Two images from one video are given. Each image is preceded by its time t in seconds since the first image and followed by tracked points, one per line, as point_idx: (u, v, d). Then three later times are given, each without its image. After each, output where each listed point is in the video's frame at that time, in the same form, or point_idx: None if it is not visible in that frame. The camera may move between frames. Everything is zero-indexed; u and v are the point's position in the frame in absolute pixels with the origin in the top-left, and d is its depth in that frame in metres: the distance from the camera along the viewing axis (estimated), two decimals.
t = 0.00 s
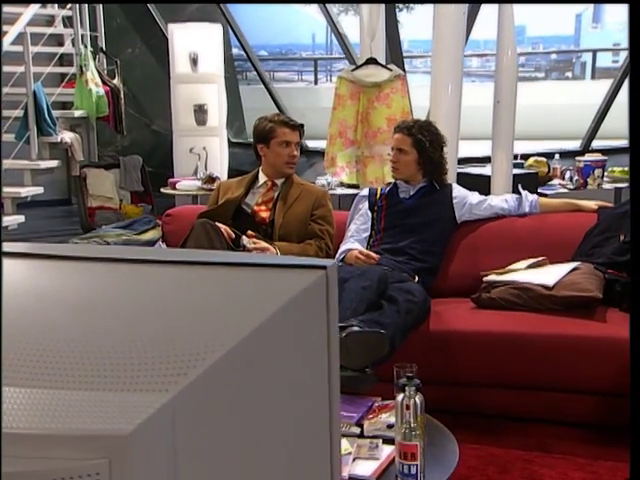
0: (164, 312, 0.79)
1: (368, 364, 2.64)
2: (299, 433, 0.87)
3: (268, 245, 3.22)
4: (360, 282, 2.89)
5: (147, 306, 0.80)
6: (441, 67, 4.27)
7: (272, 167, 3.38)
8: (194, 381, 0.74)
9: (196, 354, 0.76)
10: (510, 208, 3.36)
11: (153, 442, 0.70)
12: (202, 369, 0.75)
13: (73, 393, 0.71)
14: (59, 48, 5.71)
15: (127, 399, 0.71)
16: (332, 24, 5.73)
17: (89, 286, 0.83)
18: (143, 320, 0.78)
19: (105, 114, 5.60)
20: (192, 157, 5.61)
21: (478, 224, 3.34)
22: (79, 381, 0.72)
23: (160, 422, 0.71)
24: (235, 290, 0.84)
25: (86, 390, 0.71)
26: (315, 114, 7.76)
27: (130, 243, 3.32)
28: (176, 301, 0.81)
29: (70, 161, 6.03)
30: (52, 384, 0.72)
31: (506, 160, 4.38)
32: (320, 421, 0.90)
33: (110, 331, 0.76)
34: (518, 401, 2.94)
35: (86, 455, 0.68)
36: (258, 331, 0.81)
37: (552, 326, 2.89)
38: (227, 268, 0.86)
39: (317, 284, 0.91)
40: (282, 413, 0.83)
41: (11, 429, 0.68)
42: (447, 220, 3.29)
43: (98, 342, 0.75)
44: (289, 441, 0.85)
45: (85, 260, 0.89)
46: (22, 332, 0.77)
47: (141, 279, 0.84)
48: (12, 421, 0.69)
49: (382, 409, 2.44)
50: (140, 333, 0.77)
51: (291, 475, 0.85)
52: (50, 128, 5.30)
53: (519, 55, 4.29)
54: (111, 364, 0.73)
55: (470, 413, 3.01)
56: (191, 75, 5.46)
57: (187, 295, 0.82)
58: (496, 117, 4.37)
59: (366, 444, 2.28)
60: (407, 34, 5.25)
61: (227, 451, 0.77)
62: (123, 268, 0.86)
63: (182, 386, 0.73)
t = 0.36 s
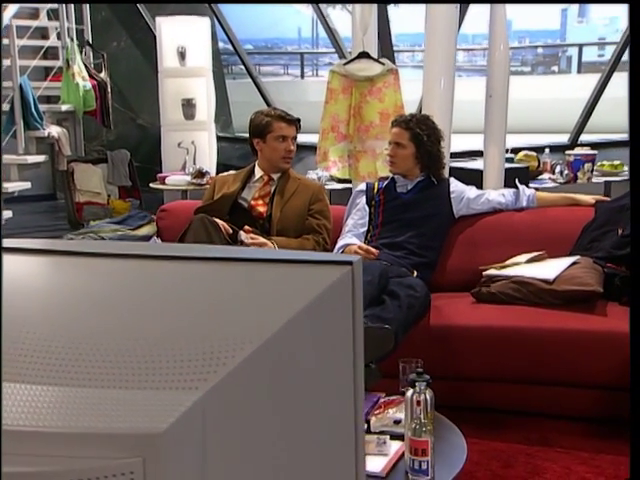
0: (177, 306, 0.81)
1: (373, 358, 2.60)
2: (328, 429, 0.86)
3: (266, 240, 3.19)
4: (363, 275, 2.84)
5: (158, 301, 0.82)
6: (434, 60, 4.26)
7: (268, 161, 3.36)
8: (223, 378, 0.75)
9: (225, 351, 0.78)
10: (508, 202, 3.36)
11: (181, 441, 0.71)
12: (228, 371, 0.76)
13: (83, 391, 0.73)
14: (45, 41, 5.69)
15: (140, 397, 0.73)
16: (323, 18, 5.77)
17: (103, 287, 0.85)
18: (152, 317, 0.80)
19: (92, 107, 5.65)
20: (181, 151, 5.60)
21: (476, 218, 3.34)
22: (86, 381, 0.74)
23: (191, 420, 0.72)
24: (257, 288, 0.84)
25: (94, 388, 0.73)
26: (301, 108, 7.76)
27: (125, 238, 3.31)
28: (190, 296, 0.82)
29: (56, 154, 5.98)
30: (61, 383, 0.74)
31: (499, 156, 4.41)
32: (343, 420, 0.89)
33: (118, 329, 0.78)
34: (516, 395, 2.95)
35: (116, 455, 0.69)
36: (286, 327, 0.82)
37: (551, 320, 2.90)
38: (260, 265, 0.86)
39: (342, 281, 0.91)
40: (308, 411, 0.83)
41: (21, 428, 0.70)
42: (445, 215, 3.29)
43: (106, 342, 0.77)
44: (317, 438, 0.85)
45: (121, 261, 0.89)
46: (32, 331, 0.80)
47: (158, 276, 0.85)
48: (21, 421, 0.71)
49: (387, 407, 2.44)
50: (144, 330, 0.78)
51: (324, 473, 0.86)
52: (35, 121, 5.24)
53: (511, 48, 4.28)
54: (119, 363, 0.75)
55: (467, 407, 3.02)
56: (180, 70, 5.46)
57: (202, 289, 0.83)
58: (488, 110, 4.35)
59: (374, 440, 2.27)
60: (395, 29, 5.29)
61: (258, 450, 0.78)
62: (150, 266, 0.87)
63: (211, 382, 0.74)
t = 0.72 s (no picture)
0: (189, 306, 0.80)
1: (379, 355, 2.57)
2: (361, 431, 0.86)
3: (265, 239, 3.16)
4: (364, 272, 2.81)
5: (172, 302, 0.81)
6: (428, 57, 4.26)
7: (266, 159, 3.33)
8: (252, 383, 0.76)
9: (256, 356, 0.78)
10: (506, 199, 3.37)
11: (212, 446, 0.72)
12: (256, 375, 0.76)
13: (96, 393, 0.73)
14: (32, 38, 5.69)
15: (150, 401, 0.73)
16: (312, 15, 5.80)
17: (119, 287, 0.84)
18: (162, 317, 0.79)
19: (80, 105, 5.70)
20: (170, 148, 5.60)
21: (474, 217, 3.34)
22: (99, 384, 0.74)
23: (222, 426, 0.72)
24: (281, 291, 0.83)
25: (105, 391, 0.73)
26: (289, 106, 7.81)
27: (122, 237, 3.28)
28: (207, 297, 0.81)
29: (43, 152, 5.96)
30: (73, 385, 0.74)
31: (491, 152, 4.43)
32: (376, 422, 0.88)
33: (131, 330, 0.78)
34: (516, 394, 2.95)
35: (151, 462, 0.70)
36: (315, 329, 0.82)
37: (552, 318, 2.90)
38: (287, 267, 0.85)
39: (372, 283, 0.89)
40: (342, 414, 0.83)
41: (38, 432, 0.71)
42: (444, 213, 3.28)
43: (115, 342, 0.77)
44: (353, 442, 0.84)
45: (145, 262, 0.88)
46: (38, 331, 0.80)
47: (176, 279, 0.84)
48: (36, 426, 0.71)
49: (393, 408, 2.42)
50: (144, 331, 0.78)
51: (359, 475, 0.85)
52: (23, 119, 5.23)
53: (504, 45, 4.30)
54: (126, 365, 0.75)
55: (468, 406, 3.01)
56: (169, 67, 5.46)
57: (220, 290, 0.82)
58: (481, 108, 4.36)
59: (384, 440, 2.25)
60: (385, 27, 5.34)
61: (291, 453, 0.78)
62: (174, 266, 0.86)
63: (241, 387, 0.75)
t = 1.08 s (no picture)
0: (207, 308, 0.79)
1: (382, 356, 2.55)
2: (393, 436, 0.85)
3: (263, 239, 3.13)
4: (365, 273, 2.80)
5: (181, 305, 0.79)
6: (421, 54, 4.24)
7: (263, 159, 3.31)
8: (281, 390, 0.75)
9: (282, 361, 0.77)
10: (504, 199, 3.37)
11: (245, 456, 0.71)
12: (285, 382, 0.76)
13: (105, 399, 0.72)
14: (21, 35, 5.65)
15: (162, 408, 0.72)
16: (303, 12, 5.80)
17: (132, 289, 0.82)
18: (174, 319, 0.78)
19: (68, 102, 5.73)
20: (160, 145, 5.61)
21: (472, 216, 3.34)
22: (109, 389, 0.73)
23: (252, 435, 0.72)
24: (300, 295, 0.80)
25: (116, 398, 0.73)
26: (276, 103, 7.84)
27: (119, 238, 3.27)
28: (218, 298, 0.80)
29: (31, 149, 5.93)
30: (84, 391, 0.73)
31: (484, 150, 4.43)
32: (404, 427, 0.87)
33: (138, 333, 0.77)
34: (516, 393, 2.95)
35: (186, 470, 0.70)
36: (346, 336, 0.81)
37: (553, 317, 2.90)
38: (307, 272, 0.82)
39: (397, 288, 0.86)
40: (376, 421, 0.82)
41: (48, 440, 0.70)
42: (442, 212, 3.27)
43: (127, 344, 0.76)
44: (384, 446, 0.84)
45: (155, 266, 0.84)
46: (43, 334, 0.78)
47: (185, 281, 0.82)
48: (47, 433, 0.71)
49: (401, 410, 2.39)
50: (149, 340, 0.76)
51: None
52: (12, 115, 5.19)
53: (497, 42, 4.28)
54: (132, 370, 0.74)
55: (469, 406, 3.01)
56: (158, 63, 5.44)
57: (231, 291, 0.80)
58: (474, 105, 4.34)
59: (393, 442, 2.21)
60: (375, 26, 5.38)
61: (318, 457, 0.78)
62: (177, 272, 0.83)
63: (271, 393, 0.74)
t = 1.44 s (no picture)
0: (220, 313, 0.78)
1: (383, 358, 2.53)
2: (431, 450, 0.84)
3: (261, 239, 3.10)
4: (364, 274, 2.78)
5: (208, 315, 0.79)
6: (414, 54, 4.23)
7: (260, 159, 3.28)
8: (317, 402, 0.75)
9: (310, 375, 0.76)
10: (501, 198, 3.37)
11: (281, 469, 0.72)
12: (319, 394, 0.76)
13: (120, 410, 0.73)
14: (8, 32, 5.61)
15: (178, 419, 0.73)
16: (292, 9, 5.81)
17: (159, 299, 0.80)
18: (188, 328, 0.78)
19: (57, 100, 5.67)
20: (149, 143, 5.62)
21: (469, 215, 3.33)
22: (118, 398, 0.74)
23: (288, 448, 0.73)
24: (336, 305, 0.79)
25: (127, 408, 0.74)
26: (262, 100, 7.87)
27: (114, 239, 3.30)
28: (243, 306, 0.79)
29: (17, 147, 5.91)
30: (94, 401, 0.74)
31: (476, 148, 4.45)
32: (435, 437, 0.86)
33: (150, 336, 0.78)
34: (516, 393, 2.94)
35: None
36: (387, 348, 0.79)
37: (553, 317, 2.89)
38: (347, 283, 0.80)
39: (424, 295, 0.84)
40: (424, 435, 0.80)
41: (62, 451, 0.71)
42: (439, 212, 3.27)
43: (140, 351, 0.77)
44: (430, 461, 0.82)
45: (179, 273, 0.82)
46: (47, 334, 0.78)
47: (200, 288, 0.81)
48: (59, 444, 0.72)
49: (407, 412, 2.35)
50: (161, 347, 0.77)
51: None
52: None
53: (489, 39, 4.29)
54: (141, 378, 0.75)
55: (471, 407, 3.00)
56: (146, 61, 5.41)
57: (264, 301, 0.78)
58: (466, 103, 4.34)
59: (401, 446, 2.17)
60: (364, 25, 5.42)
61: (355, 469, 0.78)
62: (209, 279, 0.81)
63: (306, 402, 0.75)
